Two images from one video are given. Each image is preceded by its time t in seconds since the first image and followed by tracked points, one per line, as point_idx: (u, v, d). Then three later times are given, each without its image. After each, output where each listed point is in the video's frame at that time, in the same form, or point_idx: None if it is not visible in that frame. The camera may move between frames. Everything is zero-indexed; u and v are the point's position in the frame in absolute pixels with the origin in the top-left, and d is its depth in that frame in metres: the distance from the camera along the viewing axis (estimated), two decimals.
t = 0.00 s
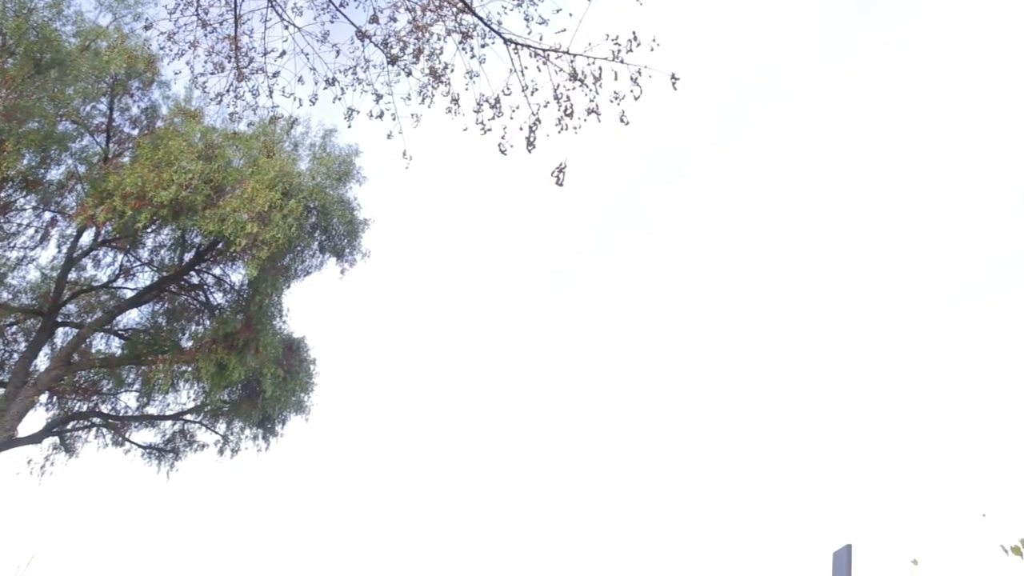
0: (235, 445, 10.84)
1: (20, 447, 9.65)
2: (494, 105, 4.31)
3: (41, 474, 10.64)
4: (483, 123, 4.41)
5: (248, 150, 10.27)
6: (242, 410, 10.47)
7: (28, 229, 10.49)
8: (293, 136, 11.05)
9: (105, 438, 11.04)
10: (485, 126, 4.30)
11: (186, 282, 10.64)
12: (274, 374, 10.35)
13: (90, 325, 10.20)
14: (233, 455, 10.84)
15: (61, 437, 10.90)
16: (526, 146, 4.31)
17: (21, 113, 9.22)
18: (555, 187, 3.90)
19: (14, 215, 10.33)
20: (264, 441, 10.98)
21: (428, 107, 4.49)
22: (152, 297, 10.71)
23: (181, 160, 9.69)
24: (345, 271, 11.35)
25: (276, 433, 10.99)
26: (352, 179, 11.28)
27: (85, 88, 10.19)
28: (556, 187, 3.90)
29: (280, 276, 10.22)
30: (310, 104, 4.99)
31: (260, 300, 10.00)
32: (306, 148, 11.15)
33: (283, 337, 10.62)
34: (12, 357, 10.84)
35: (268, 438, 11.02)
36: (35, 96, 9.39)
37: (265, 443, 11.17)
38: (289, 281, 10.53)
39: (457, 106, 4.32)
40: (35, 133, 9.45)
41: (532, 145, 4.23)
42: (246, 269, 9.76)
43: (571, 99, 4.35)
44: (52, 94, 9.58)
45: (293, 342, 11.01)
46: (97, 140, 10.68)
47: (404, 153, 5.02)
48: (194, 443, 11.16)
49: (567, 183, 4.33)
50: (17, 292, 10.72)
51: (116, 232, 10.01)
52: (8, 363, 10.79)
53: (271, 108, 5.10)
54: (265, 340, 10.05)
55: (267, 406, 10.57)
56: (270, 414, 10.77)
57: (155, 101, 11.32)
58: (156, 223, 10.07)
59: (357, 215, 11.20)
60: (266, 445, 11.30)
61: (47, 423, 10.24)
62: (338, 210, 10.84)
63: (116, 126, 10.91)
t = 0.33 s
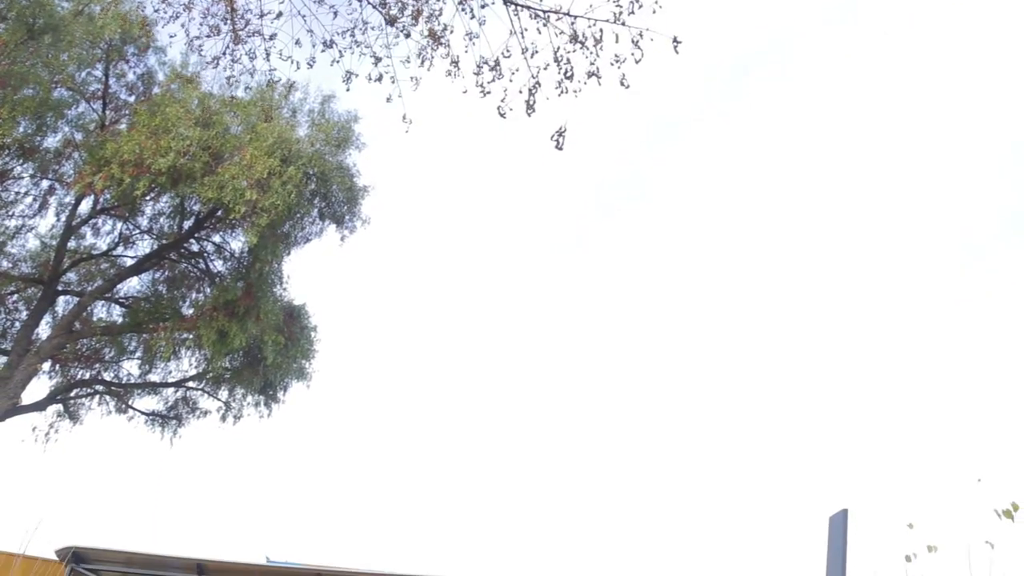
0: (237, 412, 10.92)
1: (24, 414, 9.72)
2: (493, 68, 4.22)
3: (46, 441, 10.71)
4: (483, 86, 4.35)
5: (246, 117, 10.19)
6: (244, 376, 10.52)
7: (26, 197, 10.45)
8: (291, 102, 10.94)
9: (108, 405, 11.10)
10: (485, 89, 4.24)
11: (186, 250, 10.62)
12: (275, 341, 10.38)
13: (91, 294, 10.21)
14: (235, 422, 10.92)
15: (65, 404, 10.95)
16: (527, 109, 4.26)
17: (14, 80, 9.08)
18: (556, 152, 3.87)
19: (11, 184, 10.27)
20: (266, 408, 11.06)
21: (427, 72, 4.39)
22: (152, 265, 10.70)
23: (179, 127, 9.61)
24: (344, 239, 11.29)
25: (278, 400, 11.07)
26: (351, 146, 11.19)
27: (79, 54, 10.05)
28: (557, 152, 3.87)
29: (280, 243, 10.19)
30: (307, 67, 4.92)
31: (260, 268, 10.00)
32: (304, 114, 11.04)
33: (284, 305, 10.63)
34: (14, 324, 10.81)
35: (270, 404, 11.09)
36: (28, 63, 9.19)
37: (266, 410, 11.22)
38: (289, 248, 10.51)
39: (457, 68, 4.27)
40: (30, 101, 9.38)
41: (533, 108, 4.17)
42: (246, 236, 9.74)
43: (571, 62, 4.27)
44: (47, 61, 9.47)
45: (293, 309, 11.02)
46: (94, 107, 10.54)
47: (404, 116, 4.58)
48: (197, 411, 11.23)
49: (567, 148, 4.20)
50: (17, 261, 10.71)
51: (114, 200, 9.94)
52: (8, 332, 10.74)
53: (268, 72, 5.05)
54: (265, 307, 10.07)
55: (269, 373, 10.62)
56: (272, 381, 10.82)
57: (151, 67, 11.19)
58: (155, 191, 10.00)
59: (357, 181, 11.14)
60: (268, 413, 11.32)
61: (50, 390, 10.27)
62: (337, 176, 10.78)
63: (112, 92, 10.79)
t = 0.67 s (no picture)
0: (239, 366, 11.00)
1: (27, 369, 9.77)
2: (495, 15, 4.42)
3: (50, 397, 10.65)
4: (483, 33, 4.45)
5: (243, 70, 10.04)
6: (244, 331, 10.54)
7: (21, 152, 10.34)
8: (287, 54, 10.73)
9: (111, 360, 11.17)
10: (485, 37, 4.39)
11: (185, 205, 10.59)
12: (275, 296, 10.40)
13: (90, 249, 10.18)
14: (236, 376, 11.02)
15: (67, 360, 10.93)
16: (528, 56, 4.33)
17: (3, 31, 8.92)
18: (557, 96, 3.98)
19: (4, 138, 10.16)
20: (267, 362, 11.15)
21: (428, 20, 4.66)
22: (150, 221, 10.65)
23: (174, 81, 9.45)
24: (344, 192, 11.30)
25: (279, 354, 11.15)
26: (349, 99, 11.03)
27: (70, 5, 9.82)
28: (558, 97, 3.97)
29: (279, 197, 10.13)
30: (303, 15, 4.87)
31: (260, 222, 9.97)
32: (302, 67, 10.86)
33: (283, 260, 10.61)
34: (13, 282, 10.76)
35: (271, 359, 11.18)
36: (17, 14, 9.00)
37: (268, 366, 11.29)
38: (288, 203, 10.45)
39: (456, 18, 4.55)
40: (20, 53, 9.15)
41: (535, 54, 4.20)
42: (245, 192, 9.69)
43: (573, 8, 4.28)
44: (36, 12, 9.30)
45: (293, 264, 11.01)
46: (87, 60, 10.30)
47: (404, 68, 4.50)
48: (199, 365, 11.31)
49: (569, 97, 4.28)
50: (15, 217, 10.67)
51: (110, 155, 9.80)
52: (8, 288, 10.71)
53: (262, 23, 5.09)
54: (265, 262, 10.07)
55: (269, 328, 10.66)
56: (272, 336, 10.86)
57: (145, 19, 10.98)
58: (151, 145, 9.86)
59: (355, 135, 11.03)
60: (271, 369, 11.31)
61: (52, 346, 10.28)
62: (336, 130, 10.66)
63: (105, 45, 10.59)
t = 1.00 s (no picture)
0: (238, 326, 11.02)
1: (27, 330, 9.78)
2: None
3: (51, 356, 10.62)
4: None
5: (237, 25, 9.86)
6: (243, 291, 10.52)
7: (13, 109, 10.16)
8: (282, 9, 10.54)
9: (110, 321, 11.06)
10: None
11: (181, 164, 10.48)
12: (274, 255, 10.38)
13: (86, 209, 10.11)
14: (236, 336, 11.03)
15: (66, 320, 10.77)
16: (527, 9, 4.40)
17: None
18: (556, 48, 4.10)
19: None
20: (266, 322, 11.16)
21: None
22: (147, 179, 10.57)
23: (168, 37, 9.28)
24: (342, 150, 11.22)
25: (278, 314, 11.16)
26: (345, 56, 10.89)
27: None
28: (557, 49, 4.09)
29: (276, 156, 10.04)
30: None
31: (257, 181, 9.90)
32: (298, 23, 10.66)
33: (281, 218, 10.57)
34: (9, 243, 10.70)
35: (270, 319, 11.19)
36: None
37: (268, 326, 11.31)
38: (285, 161, 10.36)
39: None
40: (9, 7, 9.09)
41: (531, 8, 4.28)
42: (242, 150, 9.59)
43: None
44: None
45: (291, 223, 10.96)
46: (78, 15, 10.06)
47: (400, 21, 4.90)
48: (198, 325, 11.32)
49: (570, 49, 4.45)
50: (9, 176, 10.49)
51: (105, 113, 9.63)
52: (5, 249, 10.65)
53: None
54: (263, 221, 10.03)
55: (268, 288, 10.65)
56: (271, 295, 10.86)
57: None
58: (146, 103, 9.72)
59: (352, 93, 10.95)
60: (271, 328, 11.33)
61: (51, 307, 10.22)
62: (332, 87, 10.54)
63: None
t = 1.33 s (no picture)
0: (236, 295, 11.00)
1: (24, 298, 9.74)
2: None
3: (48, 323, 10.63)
4: None
5: None
6: (240, 259, 10.49)
7: (4, 75, 9.99)
8: None
9: (107, 289, 11.02)
10: None
11: (176, 131, 10.40)
12: (271, 223, 10.33)
13: (81, 177, 10.03)
14: (234, 304, 11.02)
15: (63, 288, 10.75)
16: None
17: None
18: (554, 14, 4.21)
19: None
20: (264, 291, 11.14)
21: None
22: (142, 147, 10.47)
23: (161, 1, 9.11)
24: (339, 117, 11.05)
25: (276, 283, 11.13)
26: (342, 21, 10.73)
27: None
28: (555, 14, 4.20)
29: (272, 123, 9.94)
30: None
31: (253, 148, 9.82)
32: None
33: (278, 186, 10.50)
34: (4, 211, 10.63)
35: (268, 287, 11.16)
36: None
37: (266, 295, 11.30)
38: (282, 129, 10.26)
39: None
40: None
41: None
42: (237, 117, 9.49)
43: None
44: None
45: (288, 191, 10.88)
46: None
47: None
48: (196, 293, 11.30)
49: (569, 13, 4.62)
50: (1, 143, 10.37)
51: (98, 80, 9.49)
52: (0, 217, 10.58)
53: None
54: (260, 189, 9.97)
55: (266, 256, 10.62)
56: (268, 264, 10.82)
57: None
58: (140, 69, 9.59)
59: (349, 59, 10.81)
60: (270, 297, 11.32)
61: (47, 275, 10.20)
62: (329, 53, 10.41)
63: None
